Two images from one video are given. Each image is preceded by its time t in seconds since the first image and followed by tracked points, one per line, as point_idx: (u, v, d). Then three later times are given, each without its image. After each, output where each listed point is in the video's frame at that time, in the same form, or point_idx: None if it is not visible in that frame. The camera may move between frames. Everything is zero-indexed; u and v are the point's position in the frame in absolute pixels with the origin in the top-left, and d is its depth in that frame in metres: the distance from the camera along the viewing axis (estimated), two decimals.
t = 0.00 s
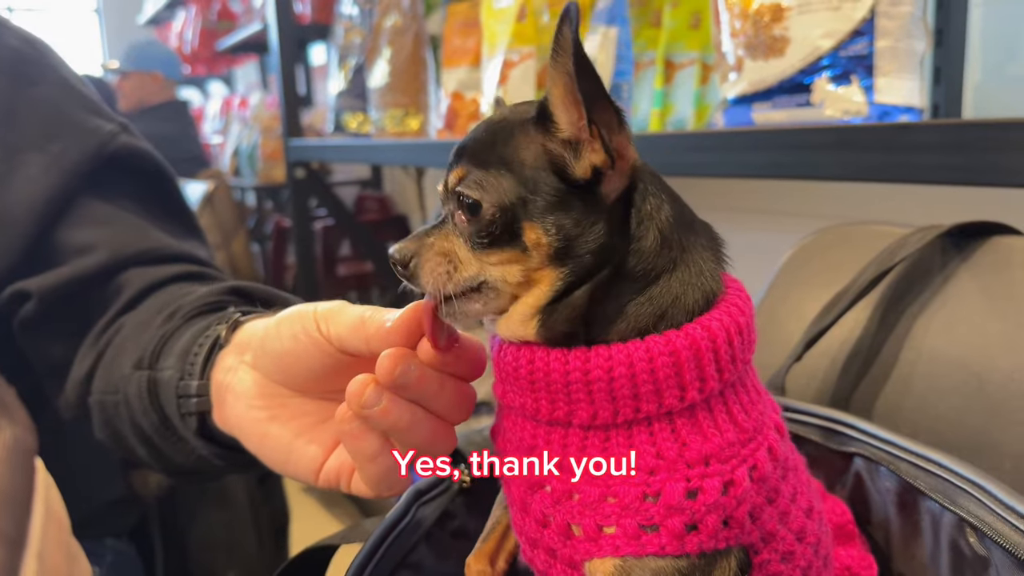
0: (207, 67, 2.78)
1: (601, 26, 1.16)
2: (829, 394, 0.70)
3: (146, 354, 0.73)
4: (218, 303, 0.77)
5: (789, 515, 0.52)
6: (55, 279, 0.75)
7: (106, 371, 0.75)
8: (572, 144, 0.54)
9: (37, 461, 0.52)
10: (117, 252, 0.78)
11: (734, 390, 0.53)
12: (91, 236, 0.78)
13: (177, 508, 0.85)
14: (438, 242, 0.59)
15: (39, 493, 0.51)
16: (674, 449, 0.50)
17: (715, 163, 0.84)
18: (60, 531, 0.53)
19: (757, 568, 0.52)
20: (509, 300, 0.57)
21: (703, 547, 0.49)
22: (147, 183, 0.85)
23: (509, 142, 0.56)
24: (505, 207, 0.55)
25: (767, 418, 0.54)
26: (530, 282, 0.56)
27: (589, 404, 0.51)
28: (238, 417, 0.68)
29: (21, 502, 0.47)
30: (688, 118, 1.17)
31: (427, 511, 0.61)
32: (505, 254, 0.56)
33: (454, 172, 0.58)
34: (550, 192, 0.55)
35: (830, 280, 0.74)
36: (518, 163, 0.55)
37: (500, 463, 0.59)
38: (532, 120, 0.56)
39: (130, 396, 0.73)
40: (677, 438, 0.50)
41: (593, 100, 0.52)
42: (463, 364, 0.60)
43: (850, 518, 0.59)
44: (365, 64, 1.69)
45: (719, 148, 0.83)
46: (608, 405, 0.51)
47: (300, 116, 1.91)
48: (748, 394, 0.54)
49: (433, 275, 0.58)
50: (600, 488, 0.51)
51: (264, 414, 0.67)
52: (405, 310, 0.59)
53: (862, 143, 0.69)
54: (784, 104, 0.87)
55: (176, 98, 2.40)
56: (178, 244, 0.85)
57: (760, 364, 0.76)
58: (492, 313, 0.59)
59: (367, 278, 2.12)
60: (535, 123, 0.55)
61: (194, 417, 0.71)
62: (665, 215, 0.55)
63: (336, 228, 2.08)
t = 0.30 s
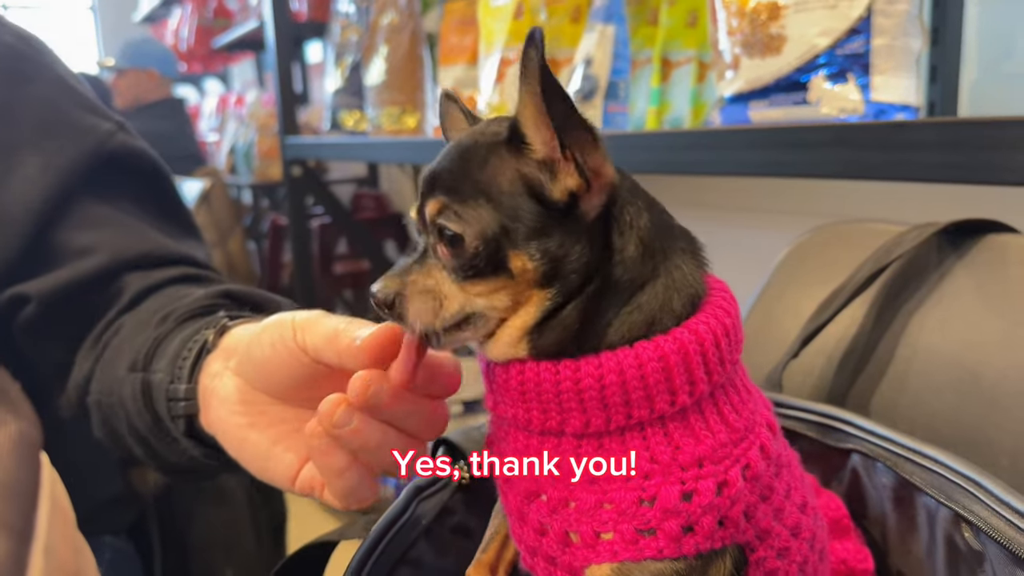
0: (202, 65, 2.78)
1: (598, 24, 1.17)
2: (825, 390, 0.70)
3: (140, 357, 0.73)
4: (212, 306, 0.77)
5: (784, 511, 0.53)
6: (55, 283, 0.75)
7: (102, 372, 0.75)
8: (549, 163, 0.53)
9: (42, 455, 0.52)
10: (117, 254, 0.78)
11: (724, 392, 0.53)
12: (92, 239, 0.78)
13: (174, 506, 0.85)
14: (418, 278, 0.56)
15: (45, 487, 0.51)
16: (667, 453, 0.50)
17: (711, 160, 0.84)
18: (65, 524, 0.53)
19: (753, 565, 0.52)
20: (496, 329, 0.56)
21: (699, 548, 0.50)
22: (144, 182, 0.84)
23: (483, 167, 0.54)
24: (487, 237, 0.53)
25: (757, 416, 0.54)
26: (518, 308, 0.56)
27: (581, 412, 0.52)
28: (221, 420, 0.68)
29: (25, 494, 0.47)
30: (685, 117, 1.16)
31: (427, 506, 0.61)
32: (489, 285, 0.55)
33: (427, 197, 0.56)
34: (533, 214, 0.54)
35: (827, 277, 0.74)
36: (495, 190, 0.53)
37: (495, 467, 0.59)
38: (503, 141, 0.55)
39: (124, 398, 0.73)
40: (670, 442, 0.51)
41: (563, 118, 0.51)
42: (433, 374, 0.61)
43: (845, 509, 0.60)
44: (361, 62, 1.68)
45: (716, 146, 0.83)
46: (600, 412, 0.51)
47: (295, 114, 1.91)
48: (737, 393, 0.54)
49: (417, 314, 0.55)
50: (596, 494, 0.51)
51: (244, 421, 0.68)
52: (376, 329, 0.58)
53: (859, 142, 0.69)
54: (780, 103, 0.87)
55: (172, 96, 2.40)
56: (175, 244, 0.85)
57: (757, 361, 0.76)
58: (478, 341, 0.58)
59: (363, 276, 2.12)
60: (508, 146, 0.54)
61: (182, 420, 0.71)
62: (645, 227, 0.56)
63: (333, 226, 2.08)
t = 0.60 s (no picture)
0: (200, 62, 2.77)
1: (597, 20, 1.15)
2: (824, 386, 0.70)
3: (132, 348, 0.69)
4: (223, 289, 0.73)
5: (783, 515, 0.53)
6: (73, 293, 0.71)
7: (110, 370, 0.71)
8: (495, 168, 0.55)
9: (44, 447, 0.50)
10: (131, 261, 0.73)
11: (722, 399, 0.53)
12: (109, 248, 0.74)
13: (174, 503, 0.84)
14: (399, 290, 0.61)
15: (48, 479, 0.49)
16: (666, 463, 0.51)
17: (710, 156, 0.84)
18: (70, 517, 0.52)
19: (754, 569, 0.52)
20: (472, 334, 0.58)
21: (702, 556, 0.50)
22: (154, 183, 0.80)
23: (442, 179, 0.57)
24: (449, 245, 0.56)
25: (757, 420, 0.55)
26: (486, 316, 0.57)
27: (579, 426, 0.52)
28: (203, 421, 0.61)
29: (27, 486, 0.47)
30: (683, 114, 1.17)
31: (427, 502, 0.61)
32: (457, 290, 0.57)
33: (403, 210, 0.60)
34: (489, 219, 0.56)
35: (824, 274, 0.75)
36: (452, 200, 0.56)
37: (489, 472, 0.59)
38: (457, 152, 0.57)
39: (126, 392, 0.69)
40: (669, 451, 0.51)
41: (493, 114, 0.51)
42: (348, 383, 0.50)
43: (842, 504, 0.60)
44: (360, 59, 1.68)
45: (713, 142, 0.83)
46: (598, 425, 0.51)
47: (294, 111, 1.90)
48: (736, 399, 0.54)
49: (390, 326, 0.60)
50: (596, 506, 0.51)
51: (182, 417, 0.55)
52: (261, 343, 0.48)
53: (858, 138, 0.69)
54: (779, 100, 0.87)
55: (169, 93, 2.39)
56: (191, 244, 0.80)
57: (757, 357, 0.75)
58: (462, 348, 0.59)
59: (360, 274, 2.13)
60: (460, 154, 0.56)
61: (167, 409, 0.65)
62: (617, 232, 0.55)
63: (331, 223, 2.08)
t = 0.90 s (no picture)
0: (200, 58, 2.77)
1: (597, 16, 1.15)
2: (824, 380, 0.71)
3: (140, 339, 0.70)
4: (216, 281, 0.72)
5: (788, 505, 0.53)
6: (96, 293, 0.74)
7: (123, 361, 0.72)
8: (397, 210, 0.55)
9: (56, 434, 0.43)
10: (151, 258, 0.74)
11: (717, 391, 0.54)
12: (134, 246, 0.75)
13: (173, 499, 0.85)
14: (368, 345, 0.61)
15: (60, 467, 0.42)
16: (664, 462, 0.51)
17: (710, 152, 0.84)
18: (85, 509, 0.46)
19: (761, 560, 0.52)
20: (432, 375, 0.58)
21: (708, 552, 0.50)
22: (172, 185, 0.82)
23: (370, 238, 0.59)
24: (380, 294, 0.57)
25: (755, 411, 0.55)
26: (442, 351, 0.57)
27: (571, 432, 0.51)
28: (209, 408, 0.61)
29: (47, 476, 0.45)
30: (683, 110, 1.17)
31: (430, 495, 0.61)
32: (404, 335, 0.57)
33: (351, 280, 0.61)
34: (416, 259, 0.56)
35: (824, 268, 0.75)
36: (379, 252, 0.57)
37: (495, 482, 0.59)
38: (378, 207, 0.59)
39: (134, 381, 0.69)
40: (667, 450, 0.51)
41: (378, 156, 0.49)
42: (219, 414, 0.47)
43: (846, 497, 0.61)
44: (360, 55, 1.67)
45: (712, 138, 0.83)
46: (590, 430, 0.51)
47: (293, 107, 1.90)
48: (731, 392, 0.54)
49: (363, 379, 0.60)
50: (598, 509, 0.52)
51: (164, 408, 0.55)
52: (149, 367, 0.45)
53: (857, 134, 0.70)
54: (779, 95, 0.87)
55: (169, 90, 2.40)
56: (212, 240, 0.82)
57: (756, 351, 0.76)
58: (432, 391, 0.59)
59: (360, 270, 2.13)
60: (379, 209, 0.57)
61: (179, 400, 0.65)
62: (555, 242, 0.56)
63: (331, 219, 2.08)
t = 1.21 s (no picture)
0: (200, 53, 2.76)
1: (599, 11, 1.15)
2: (827, 373, 0.71)
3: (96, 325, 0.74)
4: (157, 285, 0.76)
5: (788, 494, 0.53)
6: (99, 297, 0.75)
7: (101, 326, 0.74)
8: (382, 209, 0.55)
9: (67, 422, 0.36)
10: (141, 261, 0.77)
11: (705, 385, 0.53)
12: (131, 248, 0.77)
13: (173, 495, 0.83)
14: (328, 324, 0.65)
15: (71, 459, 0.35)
16: (656, 460, 0.50)
17: (712, 146, 0.85)
18: (85, 525, 0.36)
19: (764, 552, 0.52)
20: (388, 367, 0.60)
21: (707, 547, 0.50)
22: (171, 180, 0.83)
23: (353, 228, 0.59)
24: (352, 284, 0.59)
25: (748, 403, 0.54)
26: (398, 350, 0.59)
27: (559, 437, 0.51)
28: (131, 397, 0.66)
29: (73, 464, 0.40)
30: (684, 104, 1.17)
31: (434, 488, 0.61)
32: (368, 325, 0.60)
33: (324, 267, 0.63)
34: (388, 259, 0.57)
35: (826, 263, 0.75)
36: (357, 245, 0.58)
37: (496, 489, 0.59)
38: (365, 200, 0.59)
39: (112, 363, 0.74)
40: (658, 448, 0.51)
41: (374, 152, 0.49)
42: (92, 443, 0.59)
43: (847, 486, 0.61)
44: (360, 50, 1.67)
45: (713, 132, 0.84)
46: (577, 434, 0.51)
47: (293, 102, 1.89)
48: (720, 385, 0.54)
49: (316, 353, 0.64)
50: (595, 511, 0.51)
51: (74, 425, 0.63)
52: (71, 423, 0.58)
53: (859, 128, 0.69)
54: (782, 89, 0.87)
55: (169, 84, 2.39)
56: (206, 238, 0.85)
57: (758, 345, 0.76)
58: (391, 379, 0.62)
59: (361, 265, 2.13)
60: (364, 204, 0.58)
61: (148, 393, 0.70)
62: (533, 255, 0.56)
63: (331, 215, 2.08)
